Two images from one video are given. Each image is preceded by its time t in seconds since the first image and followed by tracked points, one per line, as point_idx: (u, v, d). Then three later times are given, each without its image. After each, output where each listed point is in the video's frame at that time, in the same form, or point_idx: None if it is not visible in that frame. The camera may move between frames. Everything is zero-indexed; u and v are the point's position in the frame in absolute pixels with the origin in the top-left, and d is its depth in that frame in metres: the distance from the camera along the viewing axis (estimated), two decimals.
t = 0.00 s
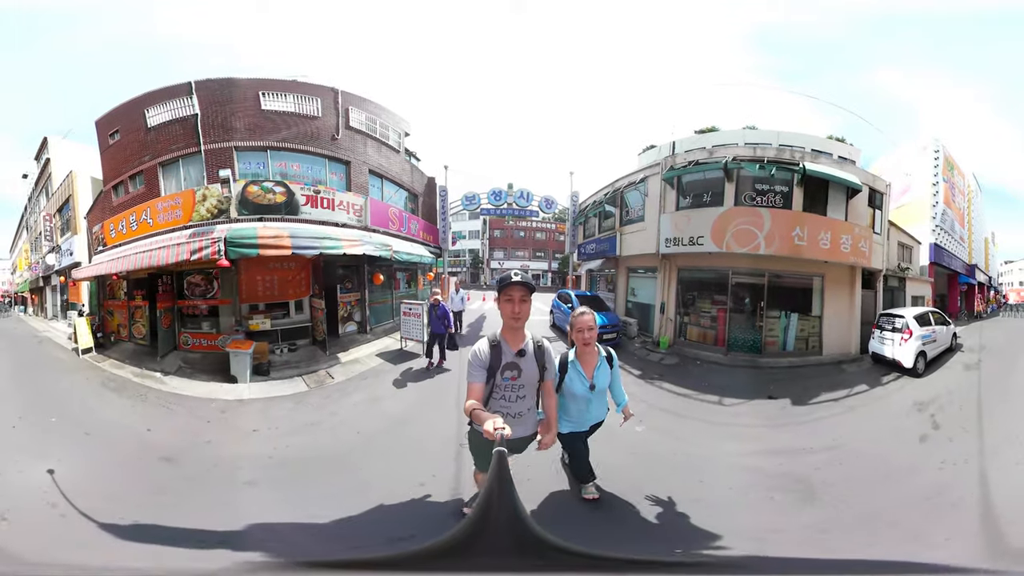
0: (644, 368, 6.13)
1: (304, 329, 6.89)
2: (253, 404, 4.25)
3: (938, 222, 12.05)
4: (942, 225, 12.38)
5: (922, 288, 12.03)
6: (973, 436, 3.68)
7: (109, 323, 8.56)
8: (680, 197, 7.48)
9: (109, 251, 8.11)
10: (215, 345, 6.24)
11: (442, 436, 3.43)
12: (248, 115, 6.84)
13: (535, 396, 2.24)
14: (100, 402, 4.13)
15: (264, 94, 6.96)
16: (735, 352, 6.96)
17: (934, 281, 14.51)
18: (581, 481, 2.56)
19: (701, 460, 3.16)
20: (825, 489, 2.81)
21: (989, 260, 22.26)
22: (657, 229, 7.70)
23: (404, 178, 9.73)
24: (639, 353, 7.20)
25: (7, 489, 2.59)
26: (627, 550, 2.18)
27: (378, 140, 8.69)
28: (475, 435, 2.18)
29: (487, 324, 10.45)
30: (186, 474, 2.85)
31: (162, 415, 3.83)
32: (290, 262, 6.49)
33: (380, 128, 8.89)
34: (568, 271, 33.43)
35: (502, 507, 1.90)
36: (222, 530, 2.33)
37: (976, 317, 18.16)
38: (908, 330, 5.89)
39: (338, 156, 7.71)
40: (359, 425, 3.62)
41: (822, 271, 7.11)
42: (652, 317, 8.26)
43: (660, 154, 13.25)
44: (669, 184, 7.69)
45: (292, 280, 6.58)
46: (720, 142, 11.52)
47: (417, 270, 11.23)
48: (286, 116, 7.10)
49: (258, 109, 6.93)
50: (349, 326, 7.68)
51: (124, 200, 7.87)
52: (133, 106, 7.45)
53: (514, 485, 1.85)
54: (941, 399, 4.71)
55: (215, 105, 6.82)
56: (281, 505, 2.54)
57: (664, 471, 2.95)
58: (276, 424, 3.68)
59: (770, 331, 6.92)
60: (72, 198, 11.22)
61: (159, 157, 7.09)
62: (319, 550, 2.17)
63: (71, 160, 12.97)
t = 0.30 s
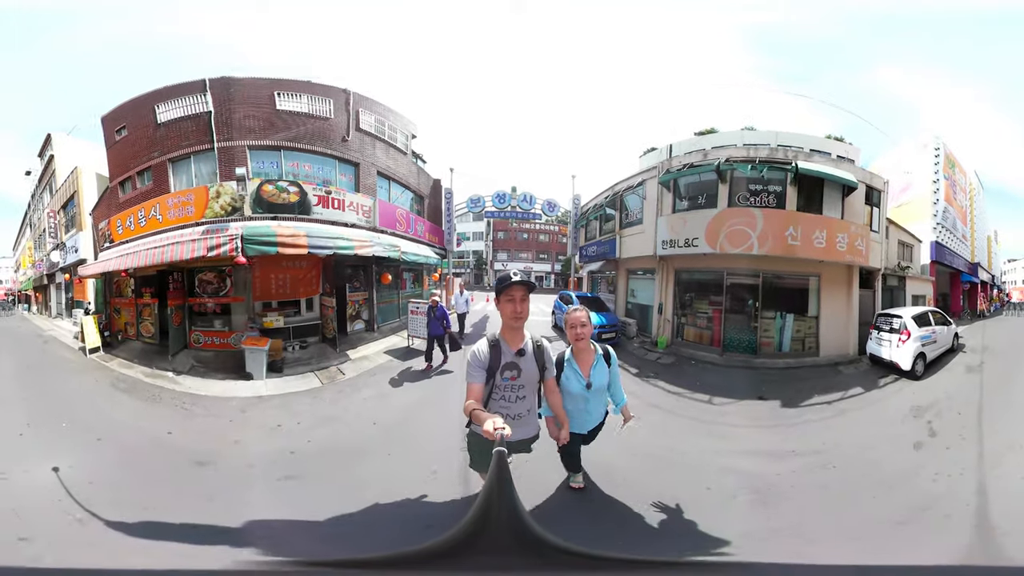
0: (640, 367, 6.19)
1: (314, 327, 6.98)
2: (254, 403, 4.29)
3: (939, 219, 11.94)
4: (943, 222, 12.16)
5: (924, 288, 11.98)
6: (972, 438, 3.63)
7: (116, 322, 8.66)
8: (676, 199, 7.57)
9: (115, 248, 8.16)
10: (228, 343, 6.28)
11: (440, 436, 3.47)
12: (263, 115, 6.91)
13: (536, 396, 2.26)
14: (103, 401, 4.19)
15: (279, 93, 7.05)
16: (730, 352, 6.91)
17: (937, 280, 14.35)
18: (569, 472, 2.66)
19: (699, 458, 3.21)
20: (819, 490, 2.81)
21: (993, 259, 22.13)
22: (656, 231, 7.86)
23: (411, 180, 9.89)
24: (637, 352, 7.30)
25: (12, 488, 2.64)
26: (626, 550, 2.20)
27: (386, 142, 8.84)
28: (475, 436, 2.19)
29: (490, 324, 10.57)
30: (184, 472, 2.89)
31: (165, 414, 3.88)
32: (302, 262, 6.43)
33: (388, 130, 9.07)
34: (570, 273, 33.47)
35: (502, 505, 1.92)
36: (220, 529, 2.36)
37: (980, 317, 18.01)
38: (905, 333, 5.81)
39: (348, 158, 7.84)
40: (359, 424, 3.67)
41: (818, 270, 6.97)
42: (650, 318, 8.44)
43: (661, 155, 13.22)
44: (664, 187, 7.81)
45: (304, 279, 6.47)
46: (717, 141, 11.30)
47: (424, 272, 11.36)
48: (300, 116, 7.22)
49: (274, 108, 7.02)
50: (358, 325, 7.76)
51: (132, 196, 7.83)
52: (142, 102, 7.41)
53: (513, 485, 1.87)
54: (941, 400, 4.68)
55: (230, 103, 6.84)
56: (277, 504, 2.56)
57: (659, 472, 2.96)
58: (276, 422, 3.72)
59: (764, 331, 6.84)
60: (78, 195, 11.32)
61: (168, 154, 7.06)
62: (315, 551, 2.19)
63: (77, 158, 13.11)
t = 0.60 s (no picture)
0: (637, 368, 6.23)
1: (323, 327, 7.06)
2: (256, 401, 4.33)
3: (943, 216, 11.89)
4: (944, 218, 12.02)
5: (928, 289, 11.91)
6: (974, 436, 3.60)
7: (123, 318, 8.73)
8: (672, 204, 7.72)
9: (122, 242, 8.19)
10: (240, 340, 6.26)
11: (441, 436, 3.49)
12: (282, 114, 6.99)
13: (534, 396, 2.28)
14: (106, 400, 4.23)
15: (299, 94, 7.15)
16: (727, 354, 6.90)
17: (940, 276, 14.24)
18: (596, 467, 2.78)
19: (698, 459, 3.21)
20: (817, 490, 2.81)
21: (998, 256, 21.98)
22: (653, 237, 7.99)
23: (418, 184, 10.02)
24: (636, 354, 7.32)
25: (15, 483, 2.68)
26: (626, 549, 2.22)
27: (397, 147, 8.97)
28: (474, 436, 2.22)
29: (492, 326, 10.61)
30: (185, 470, 2.92)
31: (168, 412, 3.93)
32: (313, 262, 6.51)
33: (399, 134, 9.21)
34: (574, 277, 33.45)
35: (502, 506, 1.95)
36: (218, 526, 2.38)
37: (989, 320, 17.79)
38: (904, 334, 5.77)
39: (360, 161, 7.97)
40: (359, 424, 3.70)
41: (814, 271, 6.89)
42: (650, 321, 8.46)
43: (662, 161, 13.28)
44: (660, 193, 7.95)
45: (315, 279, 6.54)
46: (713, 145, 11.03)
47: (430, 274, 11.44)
48: (317, 117, 7.33)
49: (293, 108, 7.11)
50: (366, 325, 7.84)
51: (140, 190, 7.60)
52: (156, 96, 7.25)
53: (513, 485, 1.89)
54: (943, 400, 4.64)
55: (249, 101, 6.86)
56: (275, 504, 2.58)
57: (658, 474, 2.96)
58: (277, 421, 3.76)
59: (761, 332, 6.82)
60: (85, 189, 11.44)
61: (184, 148, 6.93)
62: (313, 548, 2.20)
63: (83, 152, 13.22)
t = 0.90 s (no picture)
0: (633, 366, 6.29)
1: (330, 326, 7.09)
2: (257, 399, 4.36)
3: (943, 213, 11.83)
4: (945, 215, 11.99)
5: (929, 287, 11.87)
6: (972, 439, 3.58)
7: (128, 317, 8.79)
8: (667, 204, 7.84)
9: (128, 240, 8.25)
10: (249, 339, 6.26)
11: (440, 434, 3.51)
12: (293, 116, 7.00)
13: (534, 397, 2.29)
14: (107, 401, 4.27)
15: (310, 97, 7.18)
16: (722, 353, 6.92)
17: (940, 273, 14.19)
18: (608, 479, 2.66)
19: (694, 459, 3.23)
20: (812, 490, 2.81)
21: (999, 256, 21.88)
22: (649, 237, 8.03)
23: (421, 187, 10.11)
24: (632, 353, 7.36)
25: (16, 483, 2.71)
26: (626, 550, 2.23)
27: (402, 150, 9.06)
28: (475, 436, 2.23)
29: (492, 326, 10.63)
30: (184, 469, 2.94)
31: (168, 410, 3.96)
32: (320, 262, 6.58)
33: (403, 137, 9.31)
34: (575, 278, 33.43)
35: (502, 506, 1.96)
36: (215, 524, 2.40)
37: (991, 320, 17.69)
38: (900, 334, 5.75)
39: (366, 164, 8.08)
40: (358, 421, 3.72)
41: (809, 268, 6.85)
42: (647, 321, 8.52)
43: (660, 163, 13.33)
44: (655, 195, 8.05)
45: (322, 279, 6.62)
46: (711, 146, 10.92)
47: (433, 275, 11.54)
48: (326, 120, 7.40)
49: (304, 110, 7.13)
50: (369, 324, 7.90)
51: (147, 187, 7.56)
52: (167, 92, 7.13)
53: (513, 485, 1.89)
54: (940, 401, 4.64)
55: (262, 102, 6.81)
56: (272, 502, 2.60)
57: (655, 474, 2.97)
58: (277, 419, 3.78)
59: (756, 331, 6.79)
60: (89, 186, 11.50)
61: (195, 147, 6.84)
62: (312, 547, 2.23)
63: (85, 149, 13.28)
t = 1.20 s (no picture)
0: (623, 364, 6.35)
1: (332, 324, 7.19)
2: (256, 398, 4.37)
3: (936, 212, 11.77)
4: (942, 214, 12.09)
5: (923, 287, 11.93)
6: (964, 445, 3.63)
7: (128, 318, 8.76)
8: (659, 203, 7.92)
9: (127, 240, 8.20)
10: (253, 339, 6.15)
11: (437, 431, 3.53)
12: (295, 119, 7.00)
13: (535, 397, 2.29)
14: (108, 403, 4.29)
15: (310, 98, 7.18)
16: (710, 353, 6.97)
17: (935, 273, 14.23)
18: (584, 472, 2.76)
19: (690, 459, 3.24)
20: (805, 493, 2.84)
21: (991, 255, 22.00)
22: (642, 237, 8.20)
23: (418, 187, 10.19)
24: (623, 351, 7.43)
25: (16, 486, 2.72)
26: (626, 549, 2.24)
27: (400, 151, 9.13)
28: (475, 435, 2.23)
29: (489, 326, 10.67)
30: (183, 470, 2.95)
31: (169, 410, 3.97)
32: (323, 262, 6.61)
33: (400, 137, 9.37)
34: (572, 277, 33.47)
35: (501, 504, 1.97)
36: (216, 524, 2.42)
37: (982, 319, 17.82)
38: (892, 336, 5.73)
39: (364, 166, 8.17)
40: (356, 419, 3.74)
41: (802, 269, 6.77)
42: (639, 320, 8.61)
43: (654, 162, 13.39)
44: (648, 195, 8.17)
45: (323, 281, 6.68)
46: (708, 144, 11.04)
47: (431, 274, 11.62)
48: (326, 121, 7.43)
49: (305, 112, 7.13)
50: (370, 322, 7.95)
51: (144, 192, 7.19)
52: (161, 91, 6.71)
53: (513, 484, 1.90)
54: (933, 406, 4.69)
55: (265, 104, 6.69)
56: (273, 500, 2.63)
57: (650, 473, 3.00)
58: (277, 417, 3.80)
59: (744, 332, 6.80)
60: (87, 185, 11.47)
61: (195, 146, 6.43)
62: (313, 546, 2.26)
63: (79, 146, 13.21)
